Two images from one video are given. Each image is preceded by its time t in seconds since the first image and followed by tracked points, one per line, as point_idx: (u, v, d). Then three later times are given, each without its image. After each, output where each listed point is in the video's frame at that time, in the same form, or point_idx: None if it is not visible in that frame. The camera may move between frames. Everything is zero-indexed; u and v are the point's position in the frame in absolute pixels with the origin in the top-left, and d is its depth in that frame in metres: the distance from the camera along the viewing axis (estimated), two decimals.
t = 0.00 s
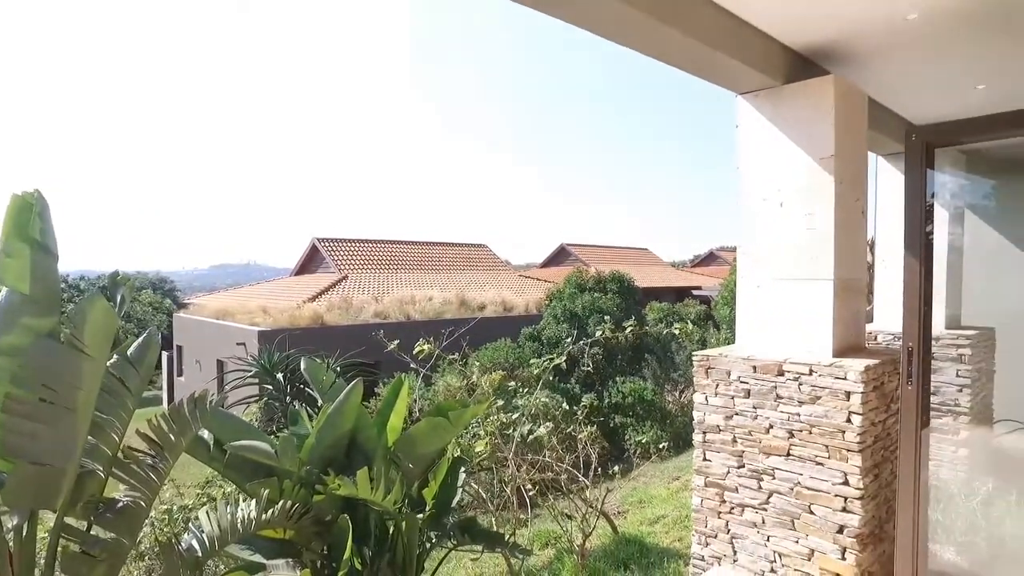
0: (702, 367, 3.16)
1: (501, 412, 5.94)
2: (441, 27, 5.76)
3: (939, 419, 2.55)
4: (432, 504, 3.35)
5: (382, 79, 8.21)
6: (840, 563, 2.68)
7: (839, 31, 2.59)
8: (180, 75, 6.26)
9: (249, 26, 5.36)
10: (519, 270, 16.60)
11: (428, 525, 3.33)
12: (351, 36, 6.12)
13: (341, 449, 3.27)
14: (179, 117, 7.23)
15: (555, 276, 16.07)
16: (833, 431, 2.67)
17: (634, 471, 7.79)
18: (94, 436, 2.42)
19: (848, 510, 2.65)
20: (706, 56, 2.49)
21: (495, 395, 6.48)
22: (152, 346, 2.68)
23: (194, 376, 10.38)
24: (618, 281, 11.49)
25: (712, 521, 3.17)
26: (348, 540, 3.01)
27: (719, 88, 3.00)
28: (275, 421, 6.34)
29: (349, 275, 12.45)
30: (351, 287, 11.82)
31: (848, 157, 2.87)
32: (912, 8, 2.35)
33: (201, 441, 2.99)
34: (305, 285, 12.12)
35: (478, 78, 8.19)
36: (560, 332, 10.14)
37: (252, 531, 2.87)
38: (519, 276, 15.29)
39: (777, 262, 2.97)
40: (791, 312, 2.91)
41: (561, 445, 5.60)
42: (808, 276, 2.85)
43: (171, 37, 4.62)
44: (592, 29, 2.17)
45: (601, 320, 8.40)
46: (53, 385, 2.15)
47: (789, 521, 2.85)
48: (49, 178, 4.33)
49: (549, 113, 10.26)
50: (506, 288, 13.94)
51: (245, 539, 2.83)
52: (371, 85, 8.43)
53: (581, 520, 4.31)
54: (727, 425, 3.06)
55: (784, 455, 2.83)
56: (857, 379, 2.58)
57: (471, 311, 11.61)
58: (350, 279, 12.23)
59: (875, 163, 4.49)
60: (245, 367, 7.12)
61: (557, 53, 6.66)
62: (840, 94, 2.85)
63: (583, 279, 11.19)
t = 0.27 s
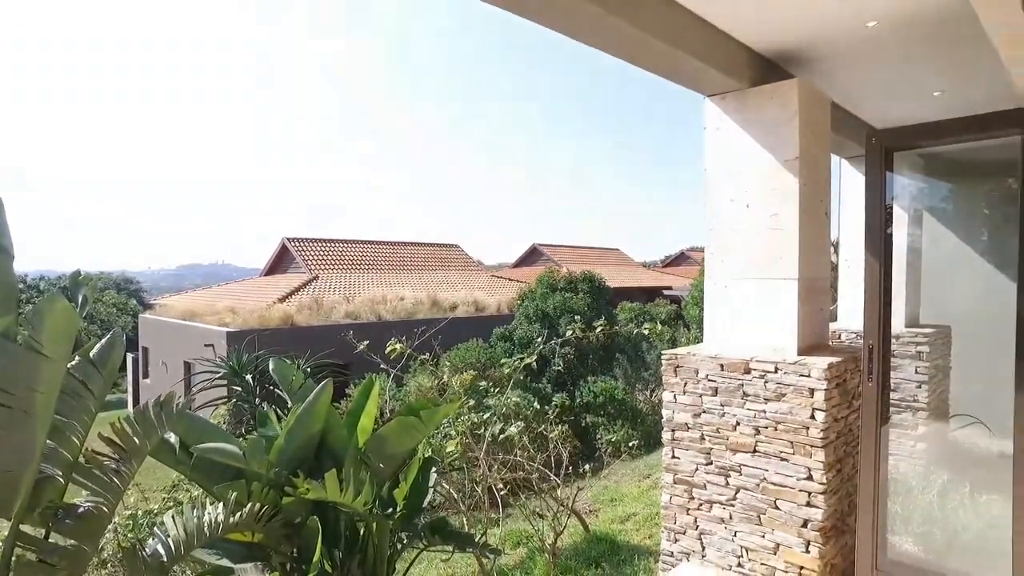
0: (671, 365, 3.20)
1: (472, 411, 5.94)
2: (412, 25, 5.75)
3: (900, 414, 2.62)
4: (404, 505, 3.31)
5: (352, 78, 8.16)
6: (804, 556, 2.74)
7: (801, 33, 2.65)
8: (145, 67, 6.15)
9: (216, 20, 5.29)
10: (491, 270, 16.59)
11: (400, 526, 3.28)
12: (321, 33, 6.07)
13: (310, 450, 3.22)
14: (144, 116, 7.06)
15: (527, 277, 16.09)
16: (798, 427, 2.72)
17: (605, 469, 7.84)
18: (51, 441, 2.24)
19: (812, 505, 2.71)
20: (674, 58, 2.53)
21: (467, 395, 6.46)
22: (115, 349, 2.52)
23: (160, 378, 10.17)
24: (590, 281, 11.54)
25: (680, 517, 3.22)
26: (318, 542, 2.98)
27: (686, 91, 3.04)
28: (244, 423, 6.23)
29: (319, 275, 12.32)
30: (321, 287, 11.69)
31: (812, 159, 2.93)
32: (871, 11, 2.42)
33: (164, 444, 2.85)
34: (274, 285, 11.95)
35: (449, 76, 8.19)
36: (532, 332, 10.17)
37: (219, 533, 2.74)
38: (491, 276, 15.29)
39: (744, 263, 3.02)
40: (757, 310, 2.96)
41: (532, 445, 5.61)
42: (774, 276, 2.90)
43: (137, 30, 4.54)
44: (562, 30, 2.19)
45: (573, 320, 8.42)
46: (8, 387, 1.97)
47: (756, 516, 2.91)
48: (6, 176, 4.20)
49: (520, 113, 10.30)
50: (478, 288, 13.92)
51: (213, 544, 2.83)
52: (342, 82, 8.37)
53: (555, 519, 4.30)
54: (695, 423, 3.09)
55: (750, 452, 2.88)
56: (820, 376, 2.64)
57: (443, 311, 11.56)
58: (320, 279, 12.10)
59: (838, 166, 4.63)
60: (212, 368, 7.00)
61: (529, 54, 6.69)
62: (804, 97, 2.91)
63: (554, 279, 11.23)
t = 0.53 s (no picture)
0: (639, 365, 3.22)
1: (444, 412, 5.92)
2: (382, 26, 5.75)
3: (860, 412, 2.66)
4: (374, 505, 3.25)
5: (323, 78, 8.11)
6: (769, 551, 2.80)
7: (763, 37, 2.71)
8: (109, 61, 6.05)
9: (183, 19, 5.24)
10: (463, 270, 16.57)
11: (370, 527, 3.23)
12: (290, 34, 6.04)
13: (279, 451, 3.15)
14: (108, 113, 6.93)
15: (499, 277, 16.12)
16: (763, 424, 2.77)
17: (577, 468, 7.88)
18: (7, 444, 2.19)
19: (777, 500, 2.77)
20: (639, 60, 2.56)
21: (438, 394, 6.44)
22: (75, 352, 2.49)
23: (125, 380, 9.96)
24: (561, 282, 11.58)
25: (649, 515, 3.25)
26: (286, 545, 2.91)
27: (654, 93, 3.08)
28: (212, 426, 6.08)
29: (289, 275, 12.18)
30: (291, 287, 11.56)
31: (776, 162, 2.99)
32: (829, 17, 2.48)
33: (130, 448, 2.81)
34: (243, 286, 11.79)
35: (421, 76, 8.18)
36: (504, 332, 10.18)
37: (185, 537, 2.68)
38: (463, 276, 15.27)
39: (711, 262, 3.06)
40: (723, 310, 3.01)
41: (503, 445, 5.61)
42: (739, 276, 2.96)
43: (97, 26, 4.46)
44: (527, 32, 2.21)
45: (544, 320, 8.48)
46: None
47: (722, 512, 2.96)
48: None
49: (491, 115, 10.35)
50: (450, 288, 13.91)
51: (178, 548, 2.65)
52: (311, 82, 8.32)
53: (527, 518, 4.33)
54: (663, 421, 3.12)
55: (716, 449, 2.92)
56: (784, 374, 2.69)
57: (415, 312, 11.52)
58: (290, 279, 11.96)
59: (802, 170, 4.74)
60: (178, 370, 6.89)
61: (499, 56, 6.73)
62: (769, 101, 2.96)
63: (525, 279, 11.26)
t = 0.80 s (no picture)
0: (604, 363, 3.24)
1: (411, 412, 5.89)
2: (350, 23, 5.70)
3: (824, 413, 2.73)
4: (339, 507, 3.23)
5: (290, 75, 8.02)
6: (731, 545, 2.85)
7: (725, 40, 2.75)
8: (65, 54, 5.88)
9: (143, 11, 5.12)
10: (432, 270, 16.51)
11: (336, 529, 3.20)
12: (256, 30, 5.96)
13: (242, 453, 3.09)
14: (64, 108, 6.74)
15: (468, 276, 16.09)
16: (725, 421, 2.82)
17: (545, 467, 7.91)
18: None
19: (738, 495, 2.82)
20: (603, 61, 2.58)
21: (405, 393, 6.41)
22: (28, 354, 2.41)
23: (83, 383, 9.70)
24: (530, 282, 11.61)
25: (614, 512, 3.28)
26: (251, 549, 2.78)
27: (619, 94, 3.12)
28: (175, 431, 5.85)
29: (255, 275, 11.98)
30: (257, 288, 11.39)
31: (738, 162, 3.05)
32: (788, 22, 2.53)
33: (86, 451, 2.71)
34: (207, 286, 11.57)
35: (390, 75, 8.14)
36: (473, 332, 10.17)
37: (144, 542, 2.49)
38: (433, 276, 15.21)
39: (675, 261, 3.11)
40: (687, 308, 3.05)
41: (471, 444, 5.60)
42: (702, 274, 3.00)
43: (53, 20, 4.34)
44: (492, 31, 2.21)
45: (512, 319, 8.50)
46: None
47: (686, 508, 3.00)
48: None
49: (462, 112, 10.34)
50: (419, 288, 13.85)
51: (135, 555, 2.60)
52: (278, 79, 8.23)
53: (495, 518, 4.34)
54: (628, 419, 3.16)
55: (680, 446, 2.97)
56: (745, 371, 2.74)
57: (383, 312, 11.44)
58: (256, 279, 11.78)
59: (765, 171, 4.82)
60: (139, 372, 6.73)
61: (467, 55, 6.73)
62: (731, 103, 3.02)
63: (493, 279, 11.26)
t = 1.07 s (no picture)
0: (568, 362, 3.26)
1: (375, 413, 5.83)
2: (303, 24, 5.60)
3: (783, 410, 2.79)
4: (303, 509, 3.14)
5: (253, 74, 7.88)
6: (692, 540, 2.88)
7: (684, 42, 2.78)
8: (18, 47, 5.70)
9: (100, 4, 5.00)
10: (399, 270, 16.40)
11: (300, 531, 3.11)
12: (211, 31, 5.81)
13: (202, 455, 2.94)
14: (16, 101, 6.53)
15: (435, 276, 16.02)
16: (686, 418, 2.86)
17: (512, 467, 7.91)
18: None
19: (699, 491, 2.86)
20: (564, 61, 2.58)
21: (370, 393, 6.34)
22: None
23: (38, 386, 9.40)
24: (496, 282, 11.58)
25: (578, 509, 3.30)
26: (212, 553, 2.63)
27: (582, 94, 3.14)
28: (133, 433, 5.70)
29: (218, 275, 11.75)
30: (220, 288, 11.17)
31: (699, 163, 3.10)
32: (744, 26, 2.57)
33: (35, 456, 2.47)
34: (168, 286, 11.31)
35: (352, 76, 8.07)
36: (439, 332, 10.13)
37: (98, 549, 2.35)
38: (400, 276, 15.11)
39: (637, 260, 3.14)
40: (648, 307, 3.09)
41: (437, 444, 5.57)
42: (663, 274, 3.04)
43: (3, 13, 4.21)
44: (452, 29, 2.19)
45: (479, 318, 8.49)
46: None
47: (648, 505, 3.03)
48: None
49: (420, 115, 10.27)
50: (386, 288, 13.74)
51: (88, 563, 2.37)
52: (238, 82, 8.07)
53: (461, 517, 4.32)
54: (591, 417, 3.18)
55: (642, 443, 3.00)
56: (706, 369, 2.78)
57: (350, 312, 11.33)
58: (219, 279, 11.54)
59: (727, 173, 4.89)
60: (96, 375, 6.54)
61: (434, 55, 6.70)
62: (691, 106, 3.06)
63: (460, 280, 11.23)
